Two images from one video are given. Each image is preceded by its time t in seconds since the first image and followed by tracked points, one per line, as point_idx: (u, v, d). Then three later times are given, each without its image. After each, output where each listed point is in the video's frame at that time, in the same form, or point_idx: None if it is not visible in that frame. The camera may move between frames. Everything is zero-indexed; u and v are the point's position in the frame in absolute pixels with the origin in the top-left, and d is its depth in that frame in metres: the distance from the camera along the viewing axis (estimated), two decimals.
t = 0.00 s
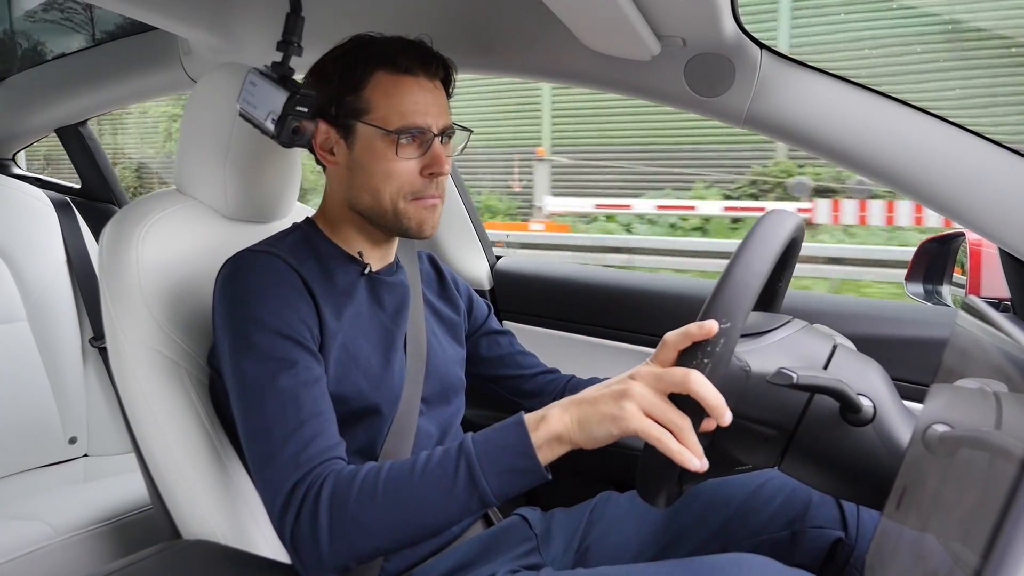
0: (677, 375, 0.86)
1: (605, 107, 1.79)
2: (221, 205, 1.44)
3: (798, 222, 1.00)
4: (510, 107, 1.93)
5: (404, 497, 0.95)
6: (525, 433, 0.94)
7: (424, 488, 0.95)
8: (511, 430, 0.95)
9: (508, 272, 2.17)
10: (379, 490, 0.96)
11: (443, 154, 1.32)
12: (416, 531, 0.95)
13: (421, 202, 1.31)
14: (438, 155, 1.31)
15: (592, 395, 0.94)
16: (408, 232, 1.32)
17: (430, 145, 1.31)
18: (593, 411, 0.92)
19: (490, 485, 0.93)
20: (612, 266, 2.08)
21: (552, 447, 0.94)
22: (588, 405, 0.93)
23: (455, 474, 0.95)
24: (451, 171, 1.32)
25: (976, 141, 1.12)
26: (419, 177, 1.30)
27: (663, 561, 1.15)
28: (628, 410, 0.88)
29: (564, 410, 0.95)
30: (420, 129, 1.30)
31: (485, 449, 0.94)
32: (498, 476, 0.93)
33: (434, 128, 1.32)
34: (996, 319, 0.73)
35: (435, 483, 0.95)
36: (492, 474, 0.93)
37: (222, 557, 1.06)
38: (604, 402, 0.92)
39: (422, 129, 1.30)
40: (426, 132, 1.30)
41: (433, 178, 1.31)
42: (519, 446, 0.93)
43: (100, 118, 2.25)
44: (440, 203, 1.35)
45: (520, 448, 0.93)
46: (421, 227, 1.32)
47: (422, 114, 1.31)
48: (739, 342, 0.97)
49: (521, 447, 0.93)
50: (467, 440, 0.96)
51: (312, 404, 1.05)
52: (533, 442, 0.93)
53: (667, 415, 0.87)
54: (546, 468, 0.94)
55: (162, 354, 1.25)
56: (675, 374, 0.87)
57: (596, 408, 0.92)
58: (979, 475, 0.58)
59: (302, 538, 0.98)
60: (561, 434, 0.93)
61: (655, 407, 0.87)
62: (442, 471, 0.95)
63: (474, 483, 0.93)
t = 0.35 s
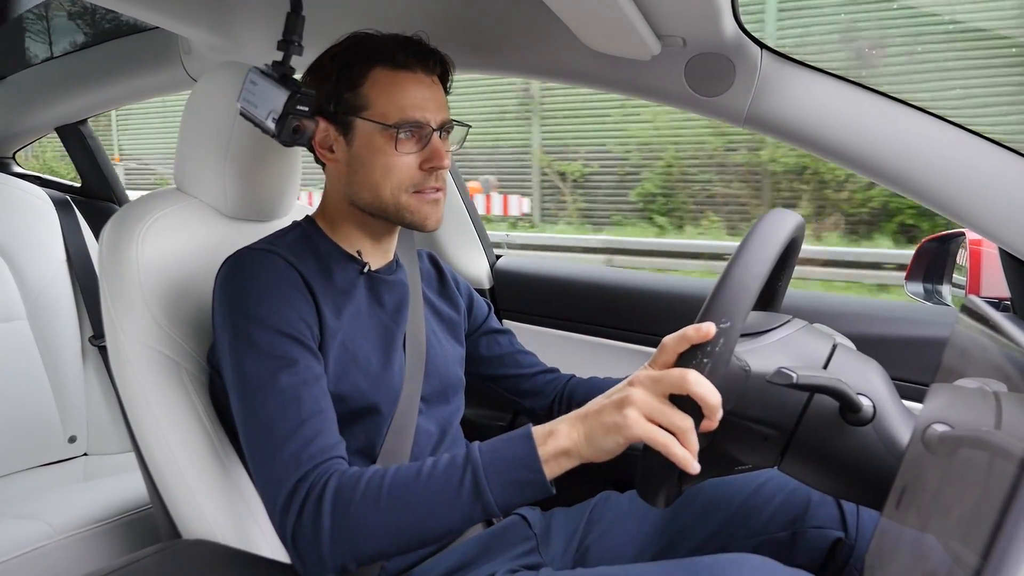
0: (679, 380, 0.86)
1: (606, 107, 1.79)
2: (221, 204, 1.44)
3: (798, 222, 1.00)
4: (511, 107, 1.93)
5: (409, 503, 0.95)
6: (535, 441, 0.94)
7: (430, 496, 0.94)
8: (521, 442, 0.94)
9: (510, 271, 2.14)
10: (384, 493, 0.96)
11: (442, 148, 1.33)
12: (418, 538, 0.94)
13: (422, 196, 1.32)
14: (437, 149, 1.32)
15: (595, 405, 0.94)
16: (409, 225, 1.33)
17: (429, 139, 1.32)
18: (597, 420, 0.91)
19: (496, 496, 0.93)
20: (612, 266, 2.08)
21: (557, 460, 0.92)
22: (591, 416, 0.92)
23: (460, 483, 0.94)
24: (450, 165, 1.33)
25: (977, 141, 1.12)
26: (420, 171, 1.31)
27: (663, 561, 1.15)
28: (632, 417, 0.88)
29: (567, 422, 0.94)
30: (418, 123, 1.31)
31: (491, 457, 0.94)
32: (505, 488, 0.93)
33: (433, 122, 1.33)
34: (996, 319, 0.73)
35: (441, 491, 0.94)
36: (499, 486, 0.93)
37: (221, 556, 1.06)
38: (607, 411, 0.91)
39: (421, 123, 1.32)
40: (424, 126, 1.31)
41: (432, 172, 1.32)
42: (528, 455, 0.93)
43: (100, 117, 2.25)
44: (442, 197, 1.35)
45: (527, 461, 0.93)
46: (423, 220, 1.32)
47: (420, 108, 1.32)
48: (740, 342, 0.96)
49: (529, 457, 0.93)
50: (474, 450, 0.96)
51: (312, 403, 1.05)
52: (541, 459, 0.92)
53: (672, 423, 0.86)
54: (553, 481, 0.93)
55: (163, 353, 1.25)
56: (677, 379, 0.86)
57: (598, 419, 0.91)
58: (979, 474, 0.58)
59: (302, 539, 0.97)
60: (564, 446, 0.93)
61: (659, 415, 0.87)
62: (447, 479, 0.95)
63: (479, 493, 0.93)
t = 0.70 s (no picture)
0: (623, 326, 0.89)
1: (606, 108, 1.79)
2: (220, 205, 1.44)
3: (798, 223, 1.00)
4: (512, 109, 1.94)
5: (376, 464, 0.95)
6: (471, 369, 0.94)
7: (389, 451, 0.95)
8: (458, 382, 0.95)
9: (510, 273, 2.14)
10: (348, 468, 0.95)
11: (443, 142, 1.33)
12: (394, 497, 0.95)
13: (423, 190, 1.31)
14: (438, 142, 1.32)
15: (522, 319, 0.95)
16: (407, 220, 1.32)
17: (430, 133, 1.32)
18: (525, 334, 0.93)
19: (451, 429, 0.94)
20: (612, 267, 2.08)
21: (488, 368, 0.95)
22: (520, 330, 0.94)
23: (411, 429, 0.95)
24: (451, 159, 1.32)
25: (977, 141, 1.12)
26: (421, 164, 1.31)
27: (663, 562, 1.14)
28: (559, 336, 0.88)
29: (497, 335, 0.96)
30: (420, 116, 1.31)
31: (430, 398, 0.95)
32: (457, 421, 0.95)
33: (434, 117, 1.34)
34: (997, 320, 0.73)
35: (396, 441, 0.95)
36: (453, 422, 0.94)
37: (220, 558, 1.06)
38: (535, 327, 0.92)
39: (423, 115, 1.32)
40: (425, 119, 1.31)
41: (433, 165, 1.31)
42: (474, 398, 0.94)
43: (101, 119, 2.25)
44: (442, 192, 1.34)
45: (467, 386, 0.94)
46: (422, 214, 1.31)
47: (422, 103, 1.33)
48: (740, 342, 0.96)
49: (469, 395, 0.94)
50: (413, 394, 0.96)
51: (307, 403, 1.04)
52: (470, 368, 0.94)
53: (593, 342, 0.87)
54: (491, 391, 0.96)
55: (161, 355, 1.25)
56: (620, 324, 0.89)
57: (531, 330, 0.92)
58: (980, 475, 0.58)
59: (295, 538, 0.97)
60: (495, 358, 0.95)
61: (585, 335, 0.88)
62: (398, 430, 0.96)
63: (432, 429, 0.94)
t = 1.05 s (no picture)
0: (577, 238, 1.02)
1: (606, 109, 1.80)
2: (221, 205, 1.43)
3: (798, 222, 1.00)
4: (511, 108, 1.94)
5: (368, 457, 0.96)
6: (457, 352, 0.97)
7: (379, 443, 0.96)
8: (440, 372, 0.97)
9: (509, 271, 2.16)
10: (338, 464, 0.95)
11: (447, 146, 1.33)
12: (389, 487, 0.97)
13: (425, 192, 1.31)
14: (442, 146, 1.32)
15: (495, 287, 1.01)
16: (406, 220, 1.32)
17: (435, 136, 1.32)
18: (518, 301, 1.00)
19: (439, 415, 0.96)
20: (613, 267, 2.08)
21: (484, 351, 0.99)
22: (506, 300, 1.00)
23: (399, 419, 0.97)
24: (454, 163, 1.33)
25: (977, 140, 1.12)
26: (425, 166, 1.31)
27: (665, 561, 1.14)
28: (559, 280, 1.00)
29: (477, 314, 0.99)
30: (426, 118, 1.31)
31: (415, 387, 0.97)
32: (444, 408, 0.97)
33: (440, 120, 1.34)
34: (997, 319, 0.73)
35: (385, 432, 0.96)
36: (440, 411, 0.97)
37: (222, 559, 1.05)
38: (524, 290, 1.00)
39: (429, 118, 1.32)
40: (433, 123, 1.32)
41: (436, 168, 1.32)
42: (459, 385, 0.96)
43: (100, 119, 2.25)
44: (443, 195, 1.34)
45: (450, 372, 0.97)
46: (422, 216, 1.31)
47: (429, 105, 1.33)
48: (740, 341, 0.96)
49: (452, 385, 0.97)
50: (396, 386, 0.98)
51: (306, 402, 1.04)
52: (470, 359, 0.97)
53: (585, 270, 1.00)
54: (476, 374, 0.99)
55: (161, 355, 1.25)
56: (576, 240, 1.02)
57: (518, 296, 1.00)
58: (981, 475, 0.58)
59: (296, 537, 0.97)
60: (493, 334, 0.99)
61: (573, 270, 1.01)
62: (386, 422, 0.97)
63: (420, 417, 0.96)
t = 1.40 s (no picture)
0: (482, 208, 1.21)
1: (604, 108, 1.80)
2: (220, 206, 1.43)
3: (798, 222, 1.00)
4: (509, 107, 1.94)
5: (366, 443, 1.00)
6: (427, 327, 1.09)
7: (375, 428, 1.01)
8: (423, 356, 1.06)
9: (509, 273, 2.15)
10: (336, 453, 0.99)
11: (446, 151, 1.33)
12: (385, 472, 1.01)
13: (424, 198, 1.31)
14: (441, 151, 1.32)
15: (444, 271, 1.16)
16: (406, 226, 1.32)
17: (434, 141, 1.32)
18: (464, 271, 1.14)
19: (425, 395, 1.04)
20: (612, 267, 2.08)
21: (457, 327, 1.10)
22: (455, 277, 1.14)
23: (389, 404, 1.02)
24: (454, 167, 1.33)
25: (977, 140, 1.12)
26: (424, 172, 1.31)
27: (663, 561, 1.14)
28: (482, 232, 1.16)
29: (436, 299, 1.12)
30: (425, 124, 1.32)
31: (402, 373, 1.04)
32: (429, 390, 1.05)
33: (439, 125, 1.34)
34: (997, 319, 0.73)
35: (379, 418, 1.01)
36: (426, 393, 1.04)
37: (221, 558, 1.06)
38: (464, 261, 1.15)
39: (428, 124, 1.32)
40: (432, 129, 1.32)
41: (436, 173, 1.32)
42: (442, 364, 1.05)
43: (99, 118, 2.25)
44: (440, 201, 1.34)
45: (431, 354, 1.06)
46: (421, 223, 1.31)
47: (427, 111, 1.33)
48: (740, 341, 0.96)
49: (434, 368, 1.05)
50: (383, 373, 1.04)
51: (302, 403, 1.04)
52: (445, 335, 1.08)
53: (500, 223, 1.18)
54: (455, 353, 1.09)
55: (161, 354, 1.25)
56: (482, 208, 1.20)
57: (468, 270, 1.14)
58: (980, 475, 0.58)
59: (296, 535, 0.97)
60: (456, 306, 1.12)
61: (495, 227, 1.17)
62: (377, 408, 1.02)
63: (410, 399, 1.03)
